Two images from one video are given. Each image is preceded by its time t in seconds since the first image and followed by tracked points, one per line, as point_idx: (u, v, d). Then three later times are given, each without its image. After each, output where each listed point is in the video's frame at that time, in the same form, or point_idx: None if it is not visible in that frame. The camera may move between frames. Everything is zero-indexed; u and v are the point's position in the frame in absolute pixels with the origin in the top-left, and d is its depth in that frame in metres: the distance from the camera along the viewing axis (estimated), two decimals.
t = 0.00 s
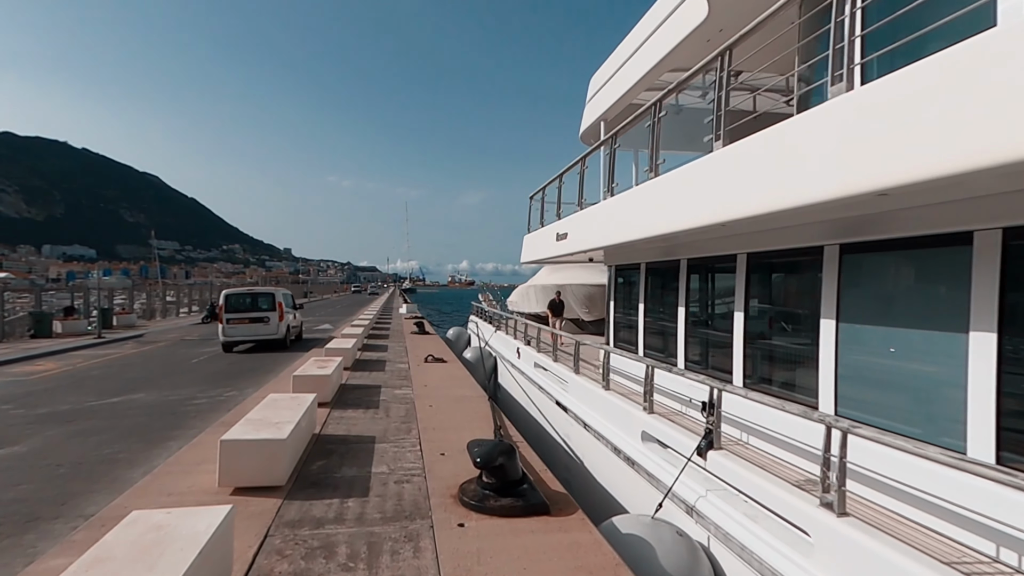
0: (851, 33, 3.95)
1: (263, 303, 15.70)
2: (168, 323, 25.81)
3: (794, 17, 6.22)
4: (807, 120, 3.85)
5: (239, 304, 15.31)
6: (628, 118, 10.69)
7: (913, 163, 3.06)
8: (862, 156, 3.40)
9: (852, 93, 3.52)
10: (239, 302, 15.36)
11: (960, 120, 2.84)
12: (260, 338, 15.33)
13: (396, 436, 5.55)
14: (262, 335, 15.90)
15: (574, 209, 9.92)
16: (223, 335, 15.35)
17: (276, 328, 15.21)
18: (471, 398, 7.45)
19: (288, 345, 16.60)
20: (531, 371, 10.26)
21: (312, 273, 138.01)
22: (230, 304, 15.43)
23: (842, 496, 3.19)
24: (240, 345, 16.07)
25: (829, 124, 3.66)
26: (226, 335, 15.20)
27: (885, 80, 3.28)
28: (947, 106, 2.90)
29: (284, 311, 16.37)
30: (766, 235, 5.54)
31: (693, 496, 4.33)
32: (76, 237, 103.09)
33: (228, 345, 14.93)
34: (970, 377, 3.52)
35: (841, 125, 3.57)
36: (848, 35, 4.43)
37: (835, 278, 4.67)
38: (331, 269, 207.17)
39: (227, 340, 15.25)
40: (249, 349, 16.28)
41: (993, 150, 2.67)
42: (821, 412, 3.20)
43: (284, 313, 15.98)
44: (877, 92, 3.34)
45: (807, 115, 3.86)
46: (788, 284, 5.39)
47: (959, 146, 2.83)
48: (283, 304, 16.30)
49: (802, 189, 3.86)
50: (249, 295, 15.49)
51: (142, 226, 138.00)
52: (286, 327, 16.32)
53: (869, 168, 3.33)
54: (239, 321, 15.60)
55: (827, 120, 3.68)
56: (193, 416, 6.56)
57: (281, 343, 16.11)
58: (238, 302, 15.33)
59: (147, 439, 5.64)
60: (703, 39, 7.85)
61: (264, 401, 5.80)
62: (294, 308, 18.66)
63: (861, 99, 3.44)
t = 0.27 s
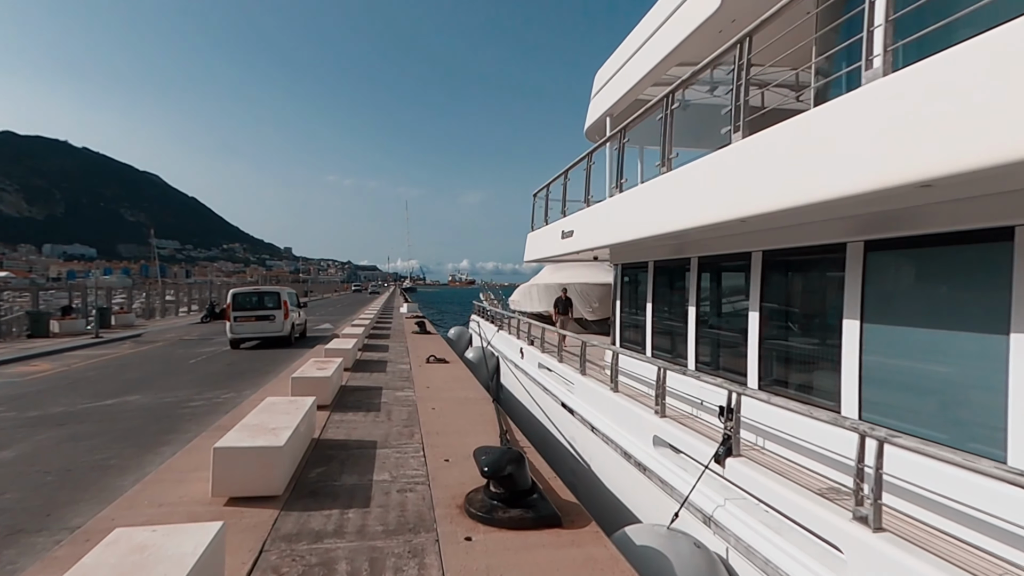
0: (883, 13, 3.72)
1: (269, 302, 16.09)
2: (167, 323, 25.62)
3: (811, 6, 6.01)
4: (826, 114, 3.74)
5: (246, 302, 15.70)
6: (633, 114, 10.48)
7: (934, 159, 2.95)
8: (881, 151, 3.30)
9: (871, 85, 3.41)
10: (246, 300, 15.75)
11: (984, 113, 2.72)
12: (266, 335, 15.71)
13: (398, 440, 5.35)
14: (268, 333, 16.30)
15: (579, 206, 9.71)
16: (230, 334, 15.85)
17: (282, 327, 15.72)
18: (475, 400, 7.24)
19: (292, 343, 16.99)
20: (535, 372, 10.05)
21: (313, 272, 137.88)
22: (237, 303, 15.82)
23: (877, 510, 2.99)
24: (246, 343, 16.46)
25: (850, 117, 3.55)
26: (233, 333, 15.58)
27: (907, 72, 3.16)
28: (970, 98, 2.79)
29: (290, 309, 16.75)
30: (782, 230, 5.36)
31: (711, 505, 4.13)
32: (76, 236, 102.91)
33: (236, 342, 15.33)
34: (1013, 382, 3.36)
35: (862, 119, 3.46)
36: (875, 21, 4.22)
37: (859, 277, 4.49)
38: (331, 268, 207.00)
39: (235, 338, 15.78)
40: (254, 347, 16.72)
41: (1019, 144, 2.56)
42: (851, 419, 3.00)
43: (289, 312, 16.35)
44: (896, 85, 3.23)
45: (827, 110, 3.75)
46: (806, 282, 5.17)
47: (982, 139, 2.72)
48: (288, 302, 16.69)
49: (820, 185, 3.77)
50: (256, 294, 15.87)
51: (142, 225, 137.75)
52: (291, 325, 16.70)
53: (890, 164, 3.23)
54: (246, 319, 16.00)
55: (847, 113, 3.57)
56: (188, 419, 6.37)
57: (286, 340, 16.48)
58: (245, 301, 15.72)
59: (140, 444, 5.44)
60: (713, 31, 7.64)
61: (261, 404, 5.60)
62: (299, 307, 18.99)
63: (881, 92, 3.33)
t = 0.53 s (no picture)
0: None
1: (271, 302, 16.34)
2: (163, 325, 25.38)
3: None
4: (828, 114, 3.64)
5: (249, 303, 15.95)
6: (637, 112, 10.27)
7: (945, 157, 2.83)
8: (890, 149, 3.17)
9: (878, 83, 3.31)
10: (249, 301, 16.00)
11: (999, 107, 2.59)
12: (268, 335, 15.96)
13: (397, 449, 5.13)
14: (271, 333, 16.56)
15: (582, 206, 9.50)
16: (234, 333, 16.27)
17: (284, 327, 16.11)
18: (476, 405, 7.03)
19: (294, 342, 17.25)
20: (536, 375, 9.83)
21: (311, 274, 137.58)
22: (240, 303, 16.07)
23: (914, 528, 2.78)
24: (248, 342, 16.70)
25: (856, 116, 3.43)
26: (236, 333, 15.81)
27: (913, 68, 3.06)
28: (983, 92, 2.66)
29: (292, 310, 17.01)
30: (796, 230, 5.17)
31: (727, 518, 3.93)
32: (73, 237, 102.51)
33: (239, 342, 15.58)
34: None
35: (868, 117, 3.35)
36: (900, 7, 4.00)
37: (882, 278, 4.30)
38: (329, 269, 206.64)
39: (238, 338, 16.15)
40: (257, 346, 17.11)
41: None
42: (887, 431, 2.80)
43: (291, 313, 16.61)
44: (907, 81, 3.10)
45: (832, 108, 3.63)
46: (824, 283, 4.97)
47: (996, 135, 2.59)
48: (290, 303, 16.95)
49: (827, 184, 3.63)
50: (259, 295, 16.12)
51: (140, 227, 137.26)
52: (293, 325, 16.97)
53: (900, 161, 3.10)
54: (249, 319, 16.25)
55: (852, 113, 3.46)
56: (179, 425, 6.14)
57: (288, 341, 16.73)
58: (248, 301, 15.98)
59: (126, 452, 5.21)
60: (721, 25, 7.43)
61: (254, 410, 5.38)
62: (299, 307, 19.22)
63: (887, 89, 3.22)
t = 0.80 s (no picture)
0: None
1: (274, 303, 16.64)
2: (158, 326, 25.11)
3: None
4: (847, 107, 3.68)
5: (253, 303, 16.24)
6: (639, 109, 10.07)
7: (990, 149, 2.76)
8: (903, 148, 3.26)
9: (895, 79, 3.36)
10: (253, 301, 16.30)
11: None
12: (271, 335, 16.24)
13: (396, 457, 4.94)
14: (274, 333, 16.83)
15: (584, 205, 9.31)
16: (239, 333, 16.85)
17: (287, 327, 16.65)
18: (477, 409, 6.84)
19: (296, 342, 17.57)
20: (537, 378, 9.64)
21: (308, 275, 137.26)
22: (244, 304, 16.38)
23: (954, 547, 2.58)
24: (252, 341, 17.01)
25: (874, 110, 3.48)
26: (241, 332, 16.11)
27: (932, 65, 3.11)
28: None
29: (295, 311, 17.28)
30: (809, 228, 5.01)
31: (744, 531, 3.73)
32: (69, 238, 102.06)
33: (243, 341, 15.89)
34: None
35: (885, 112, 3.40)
36: None
37: (905, 278, 4.14)
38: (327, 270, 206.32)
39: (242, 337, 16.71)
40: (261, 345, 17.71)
41: None
42: (925, 443, 2.63)
43: (294, 312, 16.90)
44: (947, 70, 3.02)
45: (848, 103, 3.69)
46: (841, 284, 4.77)
47: None
48: (293, 304, 17.24)
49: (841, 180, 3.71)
50: (262, 295, 16.43)
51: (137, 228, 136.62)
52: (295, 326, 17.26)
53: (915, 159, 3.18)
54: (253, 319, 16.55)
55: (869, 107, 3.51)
56: (170, 432, 5.93)
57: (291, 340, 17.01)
58: (252, 301, 16.29)
59: (114, 461, 5.01)
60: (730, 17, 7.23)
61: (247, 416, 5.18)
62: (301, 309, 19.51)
63: (903, 86, 3.28)
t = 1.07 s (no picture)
0: None
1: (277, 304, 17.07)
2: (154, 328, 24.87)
3: None
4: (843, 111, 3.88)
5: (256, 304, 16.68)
6: (643, 107, 9.86)
7: None
8: (960, 132, 3.10)
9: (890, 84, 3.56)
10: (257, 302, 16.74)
11: None
12: (275, 335, 16.71)
13: (395, 466, 4.73)
14: (278, 333, 17.27)
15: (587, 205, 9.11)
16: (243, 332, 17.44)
17: (289, 327, 17.19)
18: (479, 415, 6.62)
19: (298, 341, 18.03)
20: (539, 381, 9.42)
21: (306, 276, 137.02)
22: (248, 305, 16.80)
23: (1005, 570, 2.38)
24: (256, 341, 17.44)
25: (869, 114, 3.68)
26: (245, 333, 16.55)
27: (925, 71, 3.30)
28: None
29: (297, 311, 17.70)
30: (826, 227, 4.81)
31: (765, 546, 3.52)
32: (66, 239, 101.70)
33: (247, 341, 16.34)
34: None
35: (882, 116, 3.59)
36: None
37: (929, 279, 3.94)
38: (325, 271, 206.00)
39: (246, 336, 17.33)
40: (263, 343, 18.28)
41: None
42: (972, 457, 2.43)
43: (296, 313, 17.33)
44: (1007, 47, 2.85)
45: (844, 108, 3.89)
46: (862, 285, 4.56)
47: None
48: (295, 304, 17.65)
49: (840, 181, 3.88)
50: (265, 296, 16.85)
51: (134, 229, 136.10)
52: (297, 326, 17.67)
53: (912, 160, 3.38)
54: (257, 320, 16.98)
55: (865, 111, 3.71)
56: (161, 439, 5.71)
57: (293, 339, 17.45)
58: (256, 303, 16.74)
59: (101, 470, 4.78)
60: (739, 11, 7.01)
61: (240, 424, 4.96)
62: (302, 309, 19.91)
63: (927, 79, 3.29)
